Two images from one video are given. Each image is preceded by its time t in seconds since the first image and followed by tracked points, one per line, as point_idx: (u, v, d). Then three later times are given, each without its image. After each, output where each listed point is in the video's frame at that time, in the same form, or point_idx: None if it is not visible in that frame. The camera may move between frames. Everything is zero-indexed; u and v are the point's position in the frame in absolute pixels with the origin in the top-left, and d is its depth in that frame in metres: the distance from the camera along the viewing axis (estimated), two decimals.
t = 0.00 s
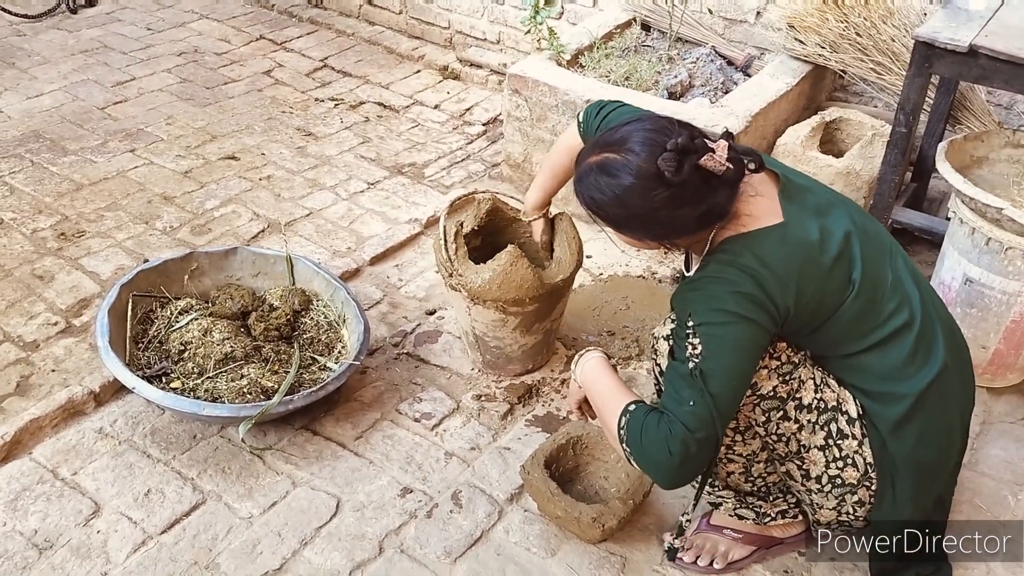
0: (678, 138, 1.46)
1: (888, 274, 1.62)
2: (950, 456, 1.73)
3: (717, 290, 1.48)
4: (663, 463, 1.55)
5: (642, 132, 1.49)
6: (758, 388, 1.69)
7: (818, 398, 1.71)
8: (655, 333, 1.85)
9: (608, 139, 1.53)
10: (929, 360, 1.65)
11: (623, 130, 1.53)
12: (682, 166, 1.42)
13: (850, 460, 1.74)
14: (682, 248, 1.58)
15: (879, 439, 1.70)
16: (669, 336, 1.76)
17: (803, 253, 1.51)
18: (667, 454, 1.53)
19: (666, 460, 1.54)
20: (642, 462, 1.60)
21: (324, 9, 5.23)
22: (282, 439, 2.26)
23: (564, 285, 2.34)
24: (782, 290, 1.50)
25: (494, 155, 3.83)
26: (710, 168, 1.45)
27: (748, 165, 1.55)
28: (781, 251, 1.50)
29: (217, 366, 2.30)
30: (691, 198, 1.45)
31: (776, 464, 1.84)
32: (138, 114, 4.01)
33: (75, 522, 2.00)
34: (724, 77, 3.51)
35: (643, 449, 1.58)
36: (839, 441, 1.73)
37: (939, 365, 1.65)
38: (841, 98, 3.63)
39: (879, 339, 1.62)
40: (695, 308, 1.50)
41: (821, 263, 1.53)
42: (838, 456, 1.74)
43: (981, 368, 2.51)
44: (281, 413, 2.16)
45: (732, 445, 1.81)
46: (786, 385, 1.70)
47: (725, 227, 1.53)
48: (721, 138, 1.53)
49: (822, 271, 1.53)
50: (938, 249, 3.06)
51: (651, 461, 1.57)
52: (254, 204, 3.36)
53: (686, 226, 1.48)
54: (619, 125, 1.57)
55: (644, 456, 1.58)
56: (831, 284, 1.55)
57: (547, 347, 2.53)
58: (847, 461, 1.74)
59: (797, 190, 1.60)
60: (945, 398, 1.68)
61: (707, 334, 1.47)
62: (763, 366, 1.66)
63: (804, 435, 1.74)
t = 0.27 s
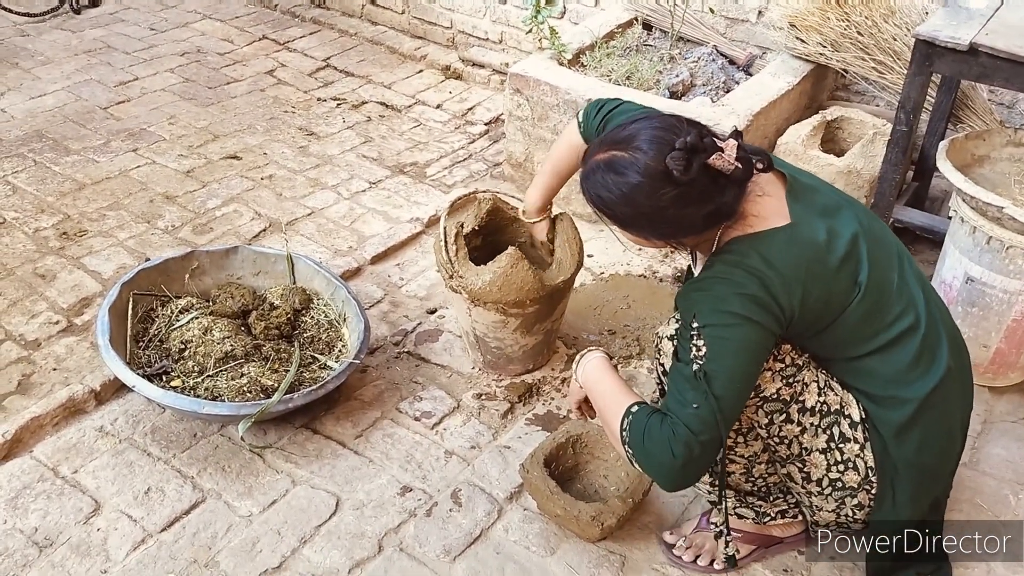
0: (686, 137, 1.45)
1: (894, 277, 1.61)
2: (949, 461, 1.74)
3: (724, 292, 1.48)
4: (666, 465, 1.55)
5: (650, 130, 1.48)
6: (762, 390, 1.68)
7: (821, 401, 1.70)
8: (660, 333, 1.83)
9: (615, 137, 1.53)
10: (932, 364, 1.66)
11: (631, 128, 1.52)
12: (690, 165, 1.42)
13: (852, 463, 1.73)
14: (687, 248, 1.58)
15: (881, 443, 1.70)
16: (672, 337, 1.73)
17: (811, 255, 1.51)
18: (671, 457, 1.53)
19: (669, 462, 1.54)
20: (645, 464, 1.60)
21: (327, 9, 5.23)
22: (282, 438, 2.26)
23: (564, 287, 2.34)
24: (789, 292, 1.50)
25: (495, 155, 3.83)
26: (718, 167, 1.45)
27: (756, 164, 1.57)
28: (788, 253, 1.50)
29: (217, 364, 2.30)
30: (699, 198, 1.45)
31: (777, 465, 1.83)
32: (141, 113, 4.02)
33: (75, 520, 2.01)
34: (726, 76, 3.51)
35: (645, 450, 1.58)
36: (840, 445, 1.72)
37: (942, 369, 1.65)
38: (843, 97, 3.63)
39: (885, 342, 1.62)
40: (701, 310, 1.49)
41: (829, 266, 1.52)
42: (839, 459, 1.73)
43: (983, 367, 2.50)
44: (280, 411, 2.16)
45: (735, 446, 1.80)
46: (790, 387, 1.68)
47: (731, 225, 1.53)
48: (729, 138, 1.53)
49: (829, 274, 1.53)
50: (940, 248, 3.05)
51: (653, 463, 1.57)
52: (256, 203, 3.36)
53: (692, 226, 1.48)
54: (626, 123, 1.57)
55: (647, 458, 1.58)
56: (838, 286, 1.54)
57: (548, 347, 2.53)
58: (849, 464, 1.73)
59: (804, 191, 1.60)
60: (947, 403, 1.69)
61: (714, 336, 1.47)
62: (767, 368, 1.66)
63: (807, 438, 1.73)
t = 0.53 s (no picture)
0: (694, 138, 1.45)
1: (901, 279, 1.62)
2: (956, 463, 1.74)
3: (736, 293, 1.48)
4: (682, 468, 1.54)
5: (657, 132, 1.48)
6: (774, 395, 1.67)
7: (831, 405, 1.69)
8: (670, 337, 1.80)
9: (622, 140, 1.52)
10: (940, 365, 1.66)
11: (638, 130, 1.52)
12: (699, 165, 1.41)
13: (861, 467, 1.73)
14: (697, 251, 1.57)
15: (890, 446, 1.70)
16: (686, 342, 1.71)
17: (819, 256, 1.51)
18: (687, 460, 1.53)
19: (685, 465, 1.54)
20: (661, 468, 1.59)
21: (330, 13, 5.24)
22: (284, 440, 2.26)
23: (566, 287, 2.35)
24: (799, 293, 1.50)
25: (497, 158, 3.83)
26: (727, 168, 1.44)
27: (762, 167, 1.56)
28: (798, 254, 1.50)
29: (219, 367, 2.31)
30: (708, 198, 1.44)
31: (785, 470, 1.82)
32: (144, 117, 4.03)
33: (77, 522, 2.01)
34: (727, 79, 3.51)
35: (660, 453, 1.58)
36: (851, 449, 1.71)
37: (950, 371, 1.65)
38: (844, 100, 3.63)
39: (893, 344, 1.62)
40: (714, 311, 1.49)
41: (837, 267, 1.52)
42: (849, 463, 1.73)
43: (985, 369, 2.49)
44: (282, 413, 2.16)
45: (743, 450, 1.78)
46: (801, 392, 1.67)
47: (740, 228, 1.52)
48: (737, 139, 1.52)
49: (838, 274, 1.53)
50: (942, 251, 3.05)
51: (669, 466, 1.57)
52: (259, 206, 3.37)
53: (702, 227, 1.47)
54: (633, 126, 1.57)
55: (663, 462, 1.58)
56: (847, 287, 1.54)
57: (550, 349, 2.53)
58: (859, 468, 1.73)
59: (809, 194, 1.60)
60: (955, 405, 1.69)
61: (727, 336, 1.47)
62: (778, 373, 1.65)
63: (817, 442, 1.72)
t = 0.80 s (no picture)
0: (699, 152, 1.45)
1: (902, 292, 1.62)
2: (956, 476, 1.74)
3: (737, 306, 1.48)
4: (683, 482, 1.55)
5: (662, 145, 1.48)
6: (772, 406, 1.67)
7: (830, 417, 1.69)
8: (670, 346, 1.81)
9: (626, 152, 1.53)
10: (940, 379, 1.66)
11: (642, 143, 1.52)
12: (704, 182, 1.42)
13: (859, 479, 1.73)
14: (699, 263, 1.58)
15: (889, 459, 1.71)
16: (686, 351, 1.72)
17: (821, 269, 1.52)
18: (688, 474, 1.54)
19: (686, 479, 1.54)
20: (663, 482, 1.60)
21: (333, 22, 5.27)
22: (284, 447, 2.26)
23: (567, 298, 2.35)
24: (800, 306, 1.50)
25: (499, 167, 3.84)
26: (732, 184, 1.45)
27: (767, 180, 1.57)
28: (799, 267, 1.50)
29: (220, 373, 2.31)
30: (712, 213, 1.45)
31: (784, 480, 1.82)
32: (147, 124, 4.04)
33: (77, 528, 2.01)
34: (729, 90, 3.53)
35: (662, 467, 1.58)
36: (850, 460, 1.72)
37: (950, 384, 1.66)
38: (845, 112, 3.64)
39: (894, 357, 1.62)
40: (715, 324, 1.50)
41: (838, 279, 1.53)
42: (848, 475, 1.73)
43: (985, 382, 2.49)
44: (283, 420, 2.17)
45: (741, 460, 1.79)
46: (800, 403, 1.68)
47: (742, 241, 1.53)
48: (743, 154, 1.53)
49: (839, 287, 1.53)
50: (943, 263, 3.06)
51: (670, 479, 1.57)
52: (261, 213, 3.38)
53: (705, 241, 1.48)
54: (637, 137, 1.57)
55: (664, 476, 1.59)
56: (848, 300, 1.55)
57: (551, 358, 2.54)
58: (857, 480, 1.73)
59: (810, 206, 1.61)
60: (954, 418, 1.69)
61: (727, 349, 1.47)
62: (777, 385, 1.65)
63: (816, 453, 1.72)
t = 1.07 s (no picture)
0: (698, 168, 1.46)
1: (907, 313, 1.61)
2: (961, 503, 1.69)
3: (736, 322, 1.48)
4: (677, 498, 1.54)
5: (661, 160, 1.49)
6: (770, 425, 1.69)
7: (830, 438, 1.70)
8: (669, 363, 1.81)
9: (626, 167, 1.54)
10: (946, 403, 1.63)
11: (642, 158, 1.53)
12: (700, 197, 1.42)
13: (859, 502, 1.72)
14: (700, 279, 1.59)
15: (889, 481, 1.68)
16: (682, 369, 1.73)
17: (822, 288, 1.51)
18: (680, 489, 1.53)
19: (679, 494, 1.54)
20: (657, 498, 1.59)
21: (340, 40, 5.31)
22: (284, 462, 2.25)
23: (569, 315, 2.35)
24: (800, 324, 1.49)
25: (503, 184, 3.85)
26: (728, 200, 1.44)
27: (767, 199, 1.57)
28: (800, 285, 1.50)
29: (221, 388, 2.30)
30: (709, 228, 1.45)
31: (785, 501, 1.82)
32: (153, 139, 4.06)
33: (75, 542, 2.00)
34: (733, 109, 3.54)
35: (656, 482, 1.58)
36: (850, 483, 1.71)
37: (956, 408, 1.63)
38: (850, 132, 3.63)
39: (896, 378, 1.61)
40: (714, 339, 1.50)
41: (840, 299, 1.52)
42: (848, 497, 1.73)
43: (990, 403, 2.48)
44: (283, 435, 2.16)
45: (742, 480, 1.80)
46: (799, 423, 1.69)
47: (743, 258, 1.53)
48: (740, 170, 1.52)
49: (840, 308, 1.52)
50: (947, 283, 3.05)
51: (664, 496, 1.57)
52: (265, 228, 3.39)
53: (704, 256, 1.48)
54: (639, 153, 1.58)
55: (658, 491, 1.58)
56: (850, 320, 1.54)
57: (552, 375, 2.53)
58: (857, 503, 1.73)
59: (817, 225, 1.61)
60: (962, 444, 1.65)
61: (725, 365, 1.47)
62: (777, 404, 1.67)
63: (815, 474, 1.73)
